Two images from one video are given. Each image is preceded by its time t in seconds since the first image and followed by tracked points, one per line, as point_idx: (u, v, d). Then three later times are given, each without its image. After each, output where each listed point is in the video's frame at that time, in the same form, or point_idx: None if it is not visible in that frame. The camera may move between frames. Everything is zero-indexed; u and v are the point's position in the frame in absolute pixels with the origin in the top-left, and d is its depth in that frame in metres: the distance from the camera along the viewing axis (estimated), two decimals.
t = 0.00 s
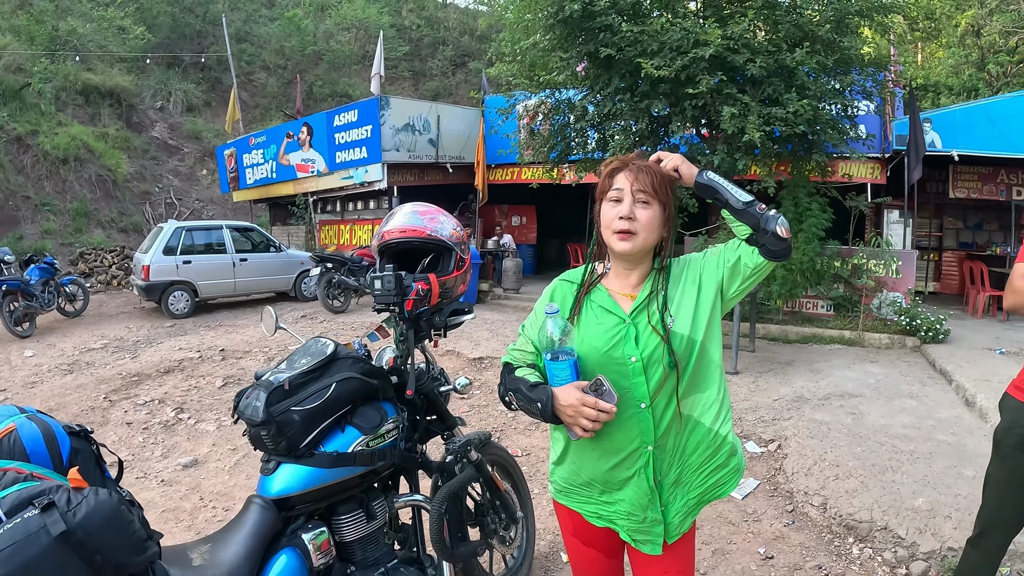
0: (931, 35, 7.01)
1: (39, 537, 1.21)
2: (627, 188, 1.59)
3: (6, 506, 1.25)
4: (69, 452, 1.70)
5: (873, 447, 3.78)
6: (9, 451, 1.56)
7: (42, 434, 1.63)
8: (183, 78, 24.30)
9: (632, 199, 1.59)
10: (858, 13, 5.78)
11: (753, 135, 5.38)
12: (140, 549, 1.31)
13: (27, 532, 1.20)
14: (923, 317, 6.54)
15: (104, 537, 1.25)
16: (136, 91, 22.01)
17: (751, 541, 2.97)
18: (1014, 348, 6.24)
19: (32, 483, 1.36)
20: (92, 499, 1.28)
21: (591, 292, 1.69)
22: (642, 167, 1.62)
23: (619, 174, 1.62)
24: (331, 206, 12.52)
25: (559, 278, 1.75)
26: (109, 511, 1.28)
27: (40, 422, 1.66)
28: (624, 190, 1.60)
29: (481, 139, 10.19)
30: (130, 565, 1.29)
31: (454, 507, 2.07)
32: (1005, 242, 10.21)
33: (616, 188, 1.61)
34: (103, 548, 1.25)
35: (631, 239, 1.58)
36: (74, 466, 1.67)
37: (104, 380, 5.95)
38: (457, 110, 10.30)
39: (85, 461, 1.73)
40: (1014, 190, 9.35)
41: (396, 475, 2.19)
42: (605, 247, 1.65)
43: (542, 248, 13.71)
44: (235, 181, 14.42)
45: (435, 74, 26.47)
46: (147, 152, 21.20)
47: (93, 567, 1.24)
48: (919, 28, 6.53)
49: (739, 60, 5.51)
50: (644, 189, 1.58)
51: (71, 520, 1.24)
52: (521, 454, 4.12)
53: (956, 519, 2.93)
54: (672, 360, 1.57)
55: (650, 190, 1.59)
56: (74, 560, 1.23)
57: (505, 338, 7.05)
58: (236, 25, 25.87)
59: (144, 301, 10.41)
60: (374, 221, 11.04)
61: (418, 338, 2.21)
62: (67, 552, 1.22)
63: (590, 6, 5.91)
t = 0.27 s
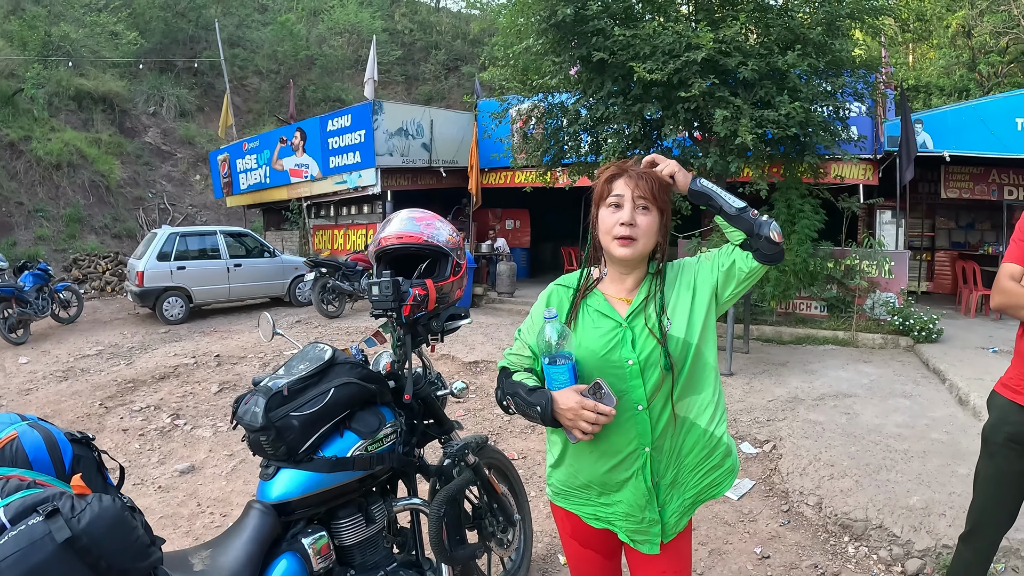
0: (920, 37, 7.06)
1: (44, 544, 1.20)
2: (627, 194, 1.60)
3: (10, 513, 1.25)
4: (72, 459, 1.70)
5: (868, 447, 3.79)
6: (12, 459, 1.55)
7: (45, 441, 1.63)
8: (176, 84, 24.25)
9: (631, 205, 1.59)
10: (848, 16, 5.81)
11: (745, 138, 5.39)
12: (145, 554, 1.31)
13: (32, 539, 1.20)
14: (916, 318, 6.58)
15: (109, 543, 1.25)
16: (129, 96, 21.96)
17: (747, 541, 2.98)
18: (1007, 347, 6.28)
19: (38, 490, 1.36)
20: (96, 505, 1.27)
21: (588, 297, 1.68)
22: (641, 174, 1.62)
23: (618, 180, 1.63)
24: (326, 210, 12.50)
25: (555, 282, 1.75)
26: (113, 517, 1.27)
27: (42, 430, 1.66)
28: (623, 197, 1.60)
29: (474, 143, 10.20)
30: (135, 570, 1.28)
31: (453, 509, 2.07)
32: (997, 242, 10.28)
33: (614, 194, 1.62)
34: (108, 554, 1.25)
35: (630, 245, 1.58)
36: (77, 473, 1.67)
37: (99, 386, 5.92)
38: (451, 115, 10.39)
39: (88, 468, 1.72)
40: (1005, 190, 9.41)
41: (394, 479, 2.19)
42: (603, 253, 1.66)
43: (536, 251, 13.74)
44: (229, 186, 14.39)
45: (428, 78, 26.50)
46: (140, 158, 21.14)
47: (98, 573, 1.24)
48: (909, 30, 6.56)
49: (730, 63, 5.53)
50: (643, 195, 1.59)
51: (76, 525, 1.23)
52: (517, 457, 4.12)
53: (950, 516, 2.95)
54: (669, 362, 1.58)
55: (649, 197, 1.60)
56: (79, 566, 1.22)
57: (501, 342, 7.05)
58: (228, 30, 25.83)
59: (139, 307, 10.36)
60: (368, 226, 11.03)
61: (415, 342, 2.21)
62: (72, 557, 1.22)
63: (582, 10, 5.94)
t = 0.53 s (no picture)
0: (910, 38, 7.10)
1: (45, 541, 1.20)
2: (622, 195, 1.61)
3: (10, 511, 1.25)
4: (72, 458, 1.70)
5: (861, 445, 3.81)
6: (11, 459, 1.54)
7: (44, 441, 1.62)
8: (169, 87, 24.19)
9: (626, 205, 1.60)
10: (840, 17, 5.84)
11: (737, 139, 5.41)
12: (145, 552, 1.30)
13: (32, 537, 1.20)
14: (908, 317, 6.62)
15: (109, 540, 1.24)
16: (122, 99, 21.89)
17: (741, 539, 2.98)
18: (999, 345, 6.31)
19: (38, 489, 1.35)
20: (96, 504, 1.27)
21: (582, 296, 1.69)
22: (636, 175, 1.63)
23: (613, 181, 1.63)
24: (320, 214, 12.48)
25: (550, 282, 1.76)
26: (112, 515, 1.27)
27: (41, 429, 1.65)
28: (619, 198, 1.61)
29: (467, 146, 10.20)
30: (134, 568, 1.28)
31: (449, 508, 2.07)
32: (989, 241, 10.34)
33: (610, 194, 1.62)
34: (109, 551, 1.24)
35: (625, 245, 1.59)
36: (77, 472, 1.67)
37: (94, 390, 5.89)
38: (444, 118, 10.37)
39: (87, 467, 1.72)
40: (996, 189, 9.47)
41: (390, 479, 2.19)
42: (598, 253, 1.66)
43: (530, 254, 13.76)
44: (222, 190, 14.34)
45: (422, 81, 26.52)
46: (133, 161, 21.07)
47: (99, 570, 1.24)
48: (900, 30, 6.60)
49: (723, 65, 5.56)
50: (638, 196, 1.60)
51: (76, 523, 1.23)
52: (513, 458, 4.12)
53: (943, 513, 2.96)
54: (663, 360, 1.59)
55: (644, 198, 1.61)
56: (79, 564, 1.22)
57: (496, 344, 7.05)
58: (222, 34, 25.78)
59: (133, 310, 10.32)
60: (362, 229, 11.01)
61: (411, 342, 2.21)
62: (73, 554, 1.21)
63: (575, 12, 5.97)
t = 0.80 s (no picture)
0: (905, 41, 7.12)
1: (45, 550, 1.19)
2: (621, 202, 1.60)
3: (10, 520, 1.23)
4: (70, 466, 1.69)
5: (857, 447, 3.81)
6: (10, 466, 1.53)
7: (43, 448, 1.61)
8: (165, 88, 24.14)
9: (625, 213, 1.60)
10: (835, 20, 5.86)
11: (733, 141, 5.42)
12: (144, 559, 1.30)
13: (33, 545, 1.19)
14: (904, 319, 6.63)
15: (109, 548, 1.24)
16: (118, 101, 21.83)
17: (738, 541, 2.99)
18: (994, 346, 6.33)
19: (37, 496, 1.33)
20: (96, 512, 1.26)
21: (580, 302, 1.69)
22: (635, 182, 1.63)
23: (612, 188, 1.63)
24: (316, 216, 12.45)
25: (547, 287, 1.76)
26: (113, 523, 1.27)
27: (40, 437, 1.64)
28: (618, 205, 1.60)
29: (463, 149, 10.19)
30: None
31: (447, 513, 2.07)
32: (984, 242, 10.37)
33: (609, 201, 1.62)
34: (109, 559, 1.24)
35: (623, 252, 1.59)
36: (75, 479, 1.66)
37: (90, 393, 5.87)
38: (439, 120, 10.37)
39: (86, 474, 1.72)
40: (991, 191, 9.50)
41: (388, 483, 2.19)
42: (596, 259, 1.66)
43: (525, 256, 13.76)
44: (218, 192, 14.31)
45: (418, 83, 26.51)
46: (129, 163, 21.02)
47: None
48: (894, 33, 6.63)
49: (719, 68, 5.57)
50: (636, 203, 1.60)
51: (76, 531, 1.23)
52: (509, 461, 4.11)
53: (939, 514, 2.97)
54: (659, 365, 1.59)
55: (643, 206, 1.61)
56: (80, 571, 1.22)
57: (492, 346, 7.05)
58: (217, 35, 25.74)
59: (129, 313, 10.30)
60: (358, 231, 10.98)
61: (408, 348, 2.20)
62: (73, 562, 1.21)
63: (571, 15, 5.99)
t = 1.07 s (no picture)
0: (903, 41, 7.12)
1: (46, 547, 1.19)
2: (619, 201, 1.60)
3: (11, 517, 1.24)
4: (70, 464, 1.69)
5: (856, 446, 3.82)
6: (10, 464, 1.53)
7: (43, 446, 1.61)
8: (164, 89, 24.13)
9: (623, 211, 1.60)
10: (834, 21, 5.87)
11: (732, 141, 5.43)
12: (144, 557, 1.30)
13: (33, 543, 1.19)
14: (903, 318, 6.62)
15: (109, 545, 1.24)
16: (117, 101, 21.82)
17: (737, 540, 2.99)
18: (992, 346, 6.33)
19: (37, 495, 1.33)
20: (96, 509, 1.26)
21: (579, 301, 1.69)
22: (633, 181, 1.63)
23: (610, 187, 1.63)
24: (315, 216, 12.44)
25: (546, 287, 1.76)
26: (113, 520, 1.26)
27: (40, 435, 1.64)
28: (616, 203, 1.60)
29: (463, 149, 10.19)
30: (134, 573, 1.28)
31: (446, 512, 2.07)
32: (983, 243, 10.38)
33: (607, 200, 1.62)
34: (109, 557, 1.24)
35: (621, 250, 1.59)
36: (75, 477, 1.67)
37: (89, 393, 5.87)
38: (438, 121, 10.37)
39: (86, 472, 1.72)
40: (990, 191, 9.51)
41: (387, 482, 2.19)
42: (594, 258, 1.67)
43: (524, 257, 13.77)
44: (217, 192, 14.30)
45: (416, 83, 26.51)
46: (128, 163, 21.01)
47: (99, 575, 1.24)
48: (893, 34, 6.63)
49: (717, 68, 5.59)
50: (634, 202, 1.60)
51: (77, 528, 1.23)
52: (509, 461, 4.11)
53: (938, 513, 2.97)
54: (657, 364, 1.59)
55: (641, 205, 1.61)
56: (80, 568, 1.22)
57: (491, 347, 7.05)
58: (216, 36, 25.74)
59: (128, 313, 10.29)
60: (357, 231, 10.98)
61: (407, 347, 2.20)
62: (73, 560, 1.21)
63: (570, 15, 6.00)
